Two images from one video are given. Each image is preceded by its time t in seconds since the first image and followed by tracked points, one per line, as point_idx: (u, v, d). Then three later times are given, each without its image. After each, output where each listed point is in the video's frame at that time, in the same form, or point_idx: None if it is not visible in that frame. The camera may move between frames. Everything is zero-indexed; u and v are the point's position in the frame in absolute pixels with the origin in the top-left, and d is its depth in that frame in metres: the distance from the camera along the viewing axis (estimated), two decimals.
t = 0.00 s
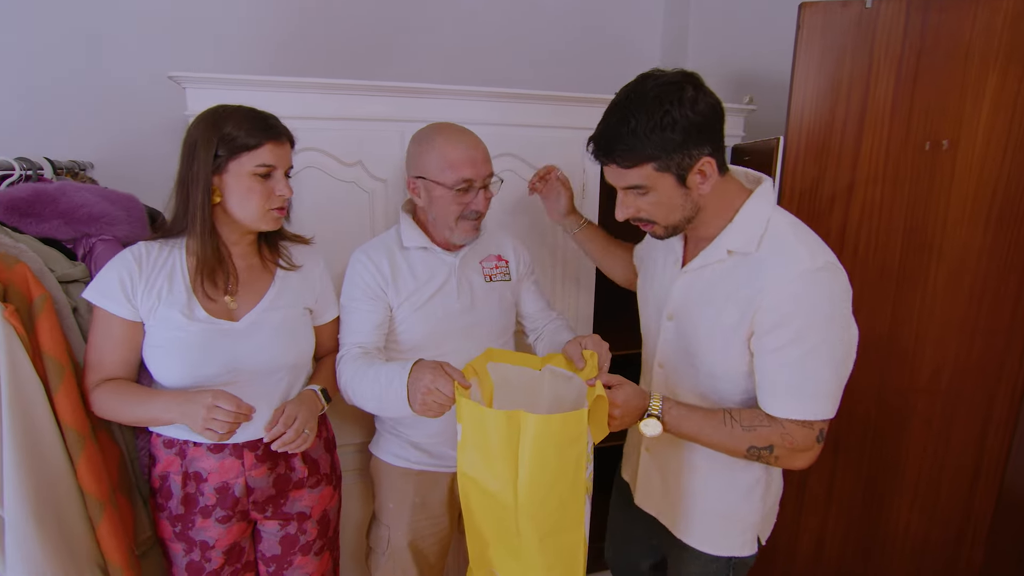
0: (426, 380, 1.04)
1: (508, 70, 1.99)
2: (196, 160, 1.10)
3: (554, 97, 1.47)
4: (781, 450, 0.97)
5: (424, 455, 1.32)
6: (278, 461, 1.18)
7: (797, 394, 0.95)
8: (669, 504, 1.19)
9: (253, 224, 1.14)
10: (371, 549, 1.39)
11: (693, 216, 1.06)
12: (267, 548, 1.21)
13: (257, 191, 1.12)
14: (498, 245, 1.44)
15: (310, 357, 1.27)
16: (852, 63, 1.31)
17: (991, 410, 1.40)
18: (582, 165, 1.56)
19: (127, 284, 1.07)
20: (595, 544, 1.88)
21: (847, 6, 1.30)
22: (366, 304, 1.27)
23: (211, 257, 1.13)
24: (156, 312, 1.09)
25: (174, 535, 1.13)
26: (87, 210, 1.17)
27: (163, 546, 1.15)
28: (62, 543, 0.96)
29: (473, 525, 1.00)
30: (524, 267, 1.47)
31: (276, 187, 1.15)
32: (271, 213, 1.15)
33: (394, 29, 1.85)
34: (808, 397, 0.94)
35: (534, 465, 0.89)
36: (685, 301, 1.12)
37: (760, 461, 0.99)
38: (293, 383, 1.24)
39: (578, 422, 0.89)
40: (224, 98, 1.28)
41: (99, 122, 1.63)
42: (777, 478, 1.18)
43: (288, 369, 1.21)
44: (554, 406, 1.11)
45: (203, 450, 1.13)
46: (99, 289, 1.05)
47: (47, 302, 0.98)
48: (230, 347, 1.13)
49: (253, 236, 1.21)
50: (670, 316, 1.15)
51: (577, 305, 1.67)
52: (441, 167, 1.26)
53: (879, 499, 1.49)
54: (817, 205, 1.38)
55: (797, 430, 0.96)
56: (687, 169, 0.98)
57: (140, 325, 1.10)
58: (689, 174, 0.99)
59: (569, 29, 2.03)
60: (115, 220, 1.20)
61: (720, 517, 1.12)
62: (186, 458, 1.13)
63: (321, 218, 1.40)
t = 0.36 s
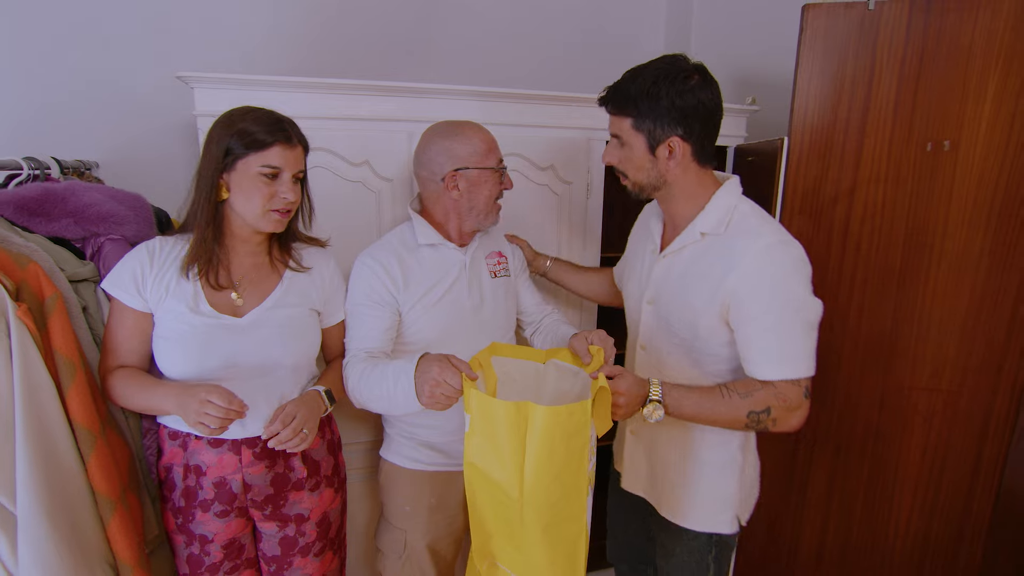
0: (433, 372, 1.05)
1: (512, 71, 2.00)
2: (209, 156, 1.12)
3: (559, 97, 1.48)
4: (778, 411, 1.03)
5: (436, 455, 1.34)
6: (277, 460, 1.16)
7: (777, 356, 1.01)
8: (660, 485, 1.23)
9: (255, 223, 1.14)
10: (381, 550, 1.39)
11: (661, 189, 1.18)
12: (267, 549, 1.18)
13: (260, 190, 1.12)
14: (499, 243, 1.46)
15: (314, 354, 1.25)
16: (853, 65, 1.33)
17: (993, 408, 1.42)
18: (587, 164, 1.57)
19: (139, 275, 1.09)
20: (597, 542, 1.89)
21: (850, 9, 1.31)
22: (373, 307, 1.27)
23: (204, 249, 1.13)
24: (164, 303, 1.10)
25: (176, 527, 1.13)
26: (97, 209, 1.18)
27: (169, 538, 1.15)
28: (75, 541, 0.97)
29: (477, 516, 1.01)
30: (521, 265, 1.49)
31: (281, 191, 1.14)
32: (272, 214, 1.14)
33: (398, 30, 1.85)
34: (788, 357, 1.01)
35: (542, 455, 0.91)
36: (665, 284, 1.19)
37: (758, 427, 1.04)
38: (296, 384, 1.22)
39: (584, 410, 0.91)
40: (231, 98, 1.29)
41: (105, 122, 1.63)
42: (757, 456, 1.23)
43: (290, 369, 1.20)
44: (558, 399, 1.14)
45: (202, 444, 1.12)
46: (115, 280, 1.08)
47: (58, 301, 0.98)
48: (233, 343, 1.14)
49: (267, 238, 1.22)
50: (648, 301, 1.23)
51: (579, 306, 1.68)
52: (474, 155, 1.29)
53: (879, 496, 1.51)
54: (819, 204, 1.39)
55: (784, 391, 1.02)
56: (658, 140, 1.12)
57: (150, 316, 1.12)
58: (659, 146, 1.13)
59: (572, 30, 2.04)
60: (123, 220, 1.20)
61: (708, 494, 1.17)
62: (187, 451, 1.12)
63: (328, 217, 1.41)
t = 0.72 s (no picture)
0: (451, 377, 1.06)
1: (508, 73, 2.01)
2: (215, 161, 1.10)
3: (558, 100, 1.50)
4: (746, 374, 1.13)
5: (436, 454, 1.34)
6: (278, 458, 1.15)
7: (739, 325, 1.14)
8: (628, 448, 1.36)
9: (275, 217, 1.15)
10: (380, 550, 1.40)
11: (628, 177, 1.34)
12: (267, 545, 1.17)
13: (277, 185, 1.13)
14: (494, 242, 1.46)
15: (314, 353, 1.25)
16: (845, 71, 1.36)
17: (978, 405, 1.46)
18: (585, 166, 1.59)
19: (139, 278, 1.07)
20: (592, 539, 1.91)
21: (842, 16, 1.34)
22: (377, 307, 1.27)
23: (239, 253, 1.12)
24: (165, 305, 1.09)
25: (176, 525, 1.11)
26: (97, 209, 1.17)
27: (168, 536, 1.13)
28: (81, 543, 0.93)
29: (493, 518, 1.03)
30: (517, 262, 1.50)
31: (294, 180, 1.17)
32: (289, 205, 1.17)
33: (396, 31, 1.86)
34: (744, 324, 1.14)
35: (564, 459, 0.92)
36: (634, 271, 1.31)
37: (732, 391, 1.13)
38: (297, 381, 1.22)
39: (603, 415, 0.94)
40: (233, 98, 1.29)
41: (99, 121, 1.61)
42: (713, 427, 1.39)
43: (291, 368, 1.20)
44: (561, 399, 1.18)
45: (205, 442, 1.10)
46: (114, 283, 1.06)
47: (63, 301, 0.97)
48: (235, 344, 1.13)
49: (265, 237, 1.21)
50: (620, 282, 1.33)
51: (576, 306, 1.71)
52: (462, 154, 1.31)
53: (868, 492, 1.54)
54: (812, 206, 1.42)
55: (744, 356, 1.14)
56: (623, 135, 1.29)
57: (151, 318, 1.10)
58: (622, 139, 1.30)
59: (567, 33, 2.06)
60: (124, 220, 1.20)
61: (674, 456, 1.30)
62: (188, 449, 1.10)
63: (328, 218, 1.41)
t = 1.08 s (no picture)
0: (452, 380, 1.07)
1: (503, 74, 2.03)
2: (207, 161, 1.04)
3: (557, 101, 1.52)
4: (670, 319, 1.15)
5: (436, 450, 1.35)
6: (292, 445, 1.16)
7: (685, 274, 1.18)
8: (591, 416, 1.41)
9: (258, 224, 1.09)
10: (377, 543, 1.40)
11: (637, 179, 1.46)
12: (280, 537, 1.15)
13: (265, 195, 1.07)
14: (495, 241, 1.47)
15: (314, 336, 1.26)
16: (836, 74, 1.39)
17: (965, 399, 1.51)
18: (583, 166, 1.61)
19: (142, 280, 0.99)
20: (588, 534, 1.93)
21: (834, 20, 1.37)
22: (376, 300, 1.28)
23: (221, 256, 1.06)
24: (171, 307, 1.02)
25: (188, 529, 1.06)
26: (100, 207, 1.16)
27: (174, 541, 1.08)
28: (90, 544, 0.92)
29: (481, 528, 1.04)
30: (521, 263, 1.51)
31: (283, 192, 1.11)
32: (276, 216, 1.11)
33: (392, 32, 1.87)
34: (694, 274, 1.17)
35: (554, 473, 0.94)
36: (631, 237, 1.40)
37: (653, 328, 1.17)
38: (304, 365, 1.21)
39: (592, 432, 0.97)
40: (234, 97, 1.29)
41: (94, 119, 1.60)
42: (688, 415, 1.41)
43: (298, 350, 1.19)
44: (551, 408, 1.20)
45: (222, 438, 1.07)
46: (110, 286, 0.97)
47: (70, 300, 0.96)
48: (244, 334, 1.10)
49: (253, 237, 1.16)
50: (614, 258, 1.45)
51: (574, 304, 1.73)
52: (441, 168, 1.27)
53: (859, 485, 1.58)
54: (805, 205, 1.45)
55: (688, 309, 1.15)
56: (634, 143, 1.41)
57: (155, 321, 1.02)
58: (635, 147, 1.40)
59: (562, 35, 2.08)
60: (126, 218, 1.19)
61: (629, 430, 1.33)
62: (204, 449, 1.07)
63: (329, 217, 1.41)
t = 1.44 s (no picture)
0: (436, 374, 1.08)
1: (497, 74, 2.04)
2: (190, 160, 1.04)
3: (552, 100, 1.53)
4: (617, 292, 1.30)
5: (425, 442, 1.35)
6: (287, 439, 1.16)
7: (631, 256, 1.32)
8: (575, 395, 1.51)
9: (237, 228, 1.09)
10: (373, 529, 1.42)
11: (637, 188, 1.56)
12: (276, 531, 1.16)
13: (242, 199, 1.06)
14: (503, 244, 1.48)
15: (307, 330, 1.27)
16: (824, 75, 1.42)
17: (950, 392, 1.54)
18: (576, 165, 1.63)
19: (133, 281, 0.99)
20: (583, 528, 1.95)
21: (821, 21, 1.40)
22: (377, 290, 1.30)
23: (199, 260, 1.05)
24: (165, 307, 1.02)
25: (185, 526, 1.06)
26: (96, 208, 1.16)
27: (172, 539, 1.07)
28: (90, 544, 0.92)
29: (455, 515, 1.07)
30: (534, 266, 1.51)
31: (262, 196, 1.10)
32: (253, 219, 1.10)
33: (387, 31, 1.87)
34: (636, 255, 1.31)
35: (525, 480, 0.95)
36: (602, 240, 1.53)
37: (607, 305, 1.32)
38: (297, 357, 1.22)
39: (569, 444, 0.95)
40: (230, 97, 1.29)
41: (87, 120, 1.60)
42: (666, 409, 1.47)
43: (292, 342, 1.20)
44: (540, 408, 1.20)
45: (218, 433, 1.07)
46: (100, 289, 0.96)
47: (69, 300, 0.97)
48: (240, 328, 1.10)
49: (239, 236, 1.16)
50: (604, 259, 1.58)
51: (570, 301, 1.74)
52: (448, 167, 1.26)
53: (849, 477, 1.61)
54: (794, 203, 1.48)
55: (632, 284, 1.28)
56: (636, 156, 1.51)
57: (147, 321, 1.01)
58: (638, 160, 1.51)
59: (554, 35, 2.09)
60: (122, 219, 1.19)
61: (605, 409, 1.43)
62: (201, 445, 1.06)
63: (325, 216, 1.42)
